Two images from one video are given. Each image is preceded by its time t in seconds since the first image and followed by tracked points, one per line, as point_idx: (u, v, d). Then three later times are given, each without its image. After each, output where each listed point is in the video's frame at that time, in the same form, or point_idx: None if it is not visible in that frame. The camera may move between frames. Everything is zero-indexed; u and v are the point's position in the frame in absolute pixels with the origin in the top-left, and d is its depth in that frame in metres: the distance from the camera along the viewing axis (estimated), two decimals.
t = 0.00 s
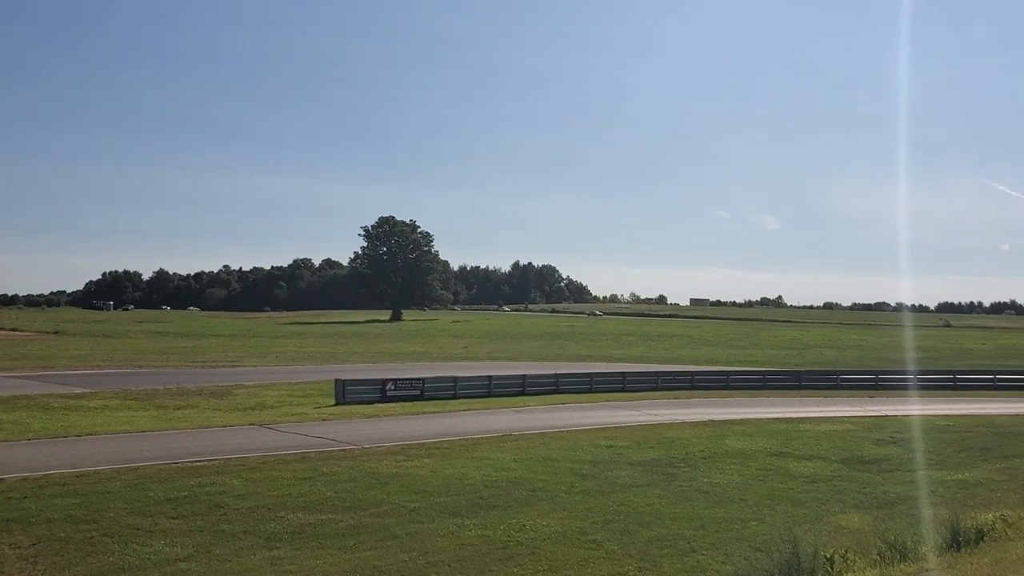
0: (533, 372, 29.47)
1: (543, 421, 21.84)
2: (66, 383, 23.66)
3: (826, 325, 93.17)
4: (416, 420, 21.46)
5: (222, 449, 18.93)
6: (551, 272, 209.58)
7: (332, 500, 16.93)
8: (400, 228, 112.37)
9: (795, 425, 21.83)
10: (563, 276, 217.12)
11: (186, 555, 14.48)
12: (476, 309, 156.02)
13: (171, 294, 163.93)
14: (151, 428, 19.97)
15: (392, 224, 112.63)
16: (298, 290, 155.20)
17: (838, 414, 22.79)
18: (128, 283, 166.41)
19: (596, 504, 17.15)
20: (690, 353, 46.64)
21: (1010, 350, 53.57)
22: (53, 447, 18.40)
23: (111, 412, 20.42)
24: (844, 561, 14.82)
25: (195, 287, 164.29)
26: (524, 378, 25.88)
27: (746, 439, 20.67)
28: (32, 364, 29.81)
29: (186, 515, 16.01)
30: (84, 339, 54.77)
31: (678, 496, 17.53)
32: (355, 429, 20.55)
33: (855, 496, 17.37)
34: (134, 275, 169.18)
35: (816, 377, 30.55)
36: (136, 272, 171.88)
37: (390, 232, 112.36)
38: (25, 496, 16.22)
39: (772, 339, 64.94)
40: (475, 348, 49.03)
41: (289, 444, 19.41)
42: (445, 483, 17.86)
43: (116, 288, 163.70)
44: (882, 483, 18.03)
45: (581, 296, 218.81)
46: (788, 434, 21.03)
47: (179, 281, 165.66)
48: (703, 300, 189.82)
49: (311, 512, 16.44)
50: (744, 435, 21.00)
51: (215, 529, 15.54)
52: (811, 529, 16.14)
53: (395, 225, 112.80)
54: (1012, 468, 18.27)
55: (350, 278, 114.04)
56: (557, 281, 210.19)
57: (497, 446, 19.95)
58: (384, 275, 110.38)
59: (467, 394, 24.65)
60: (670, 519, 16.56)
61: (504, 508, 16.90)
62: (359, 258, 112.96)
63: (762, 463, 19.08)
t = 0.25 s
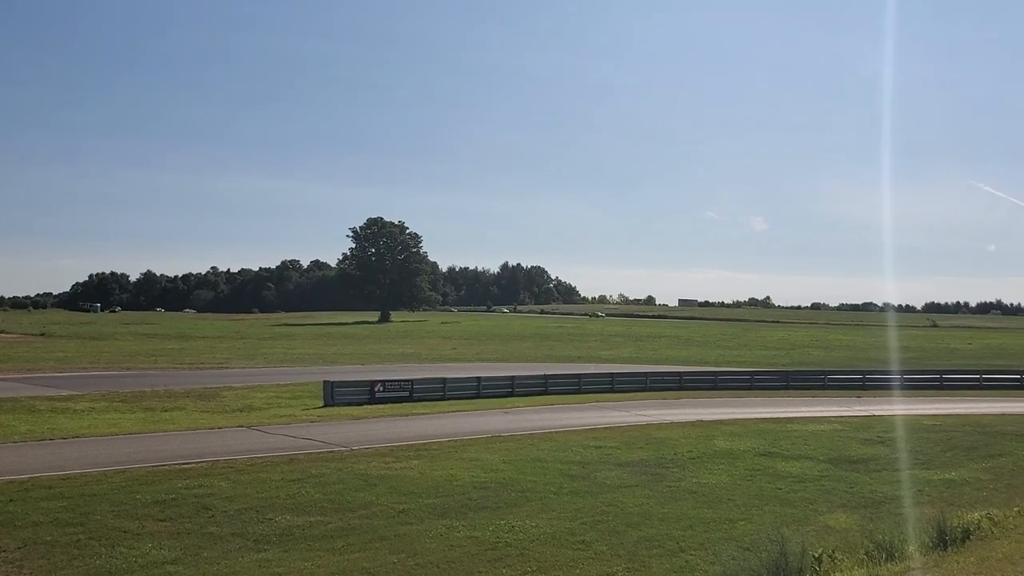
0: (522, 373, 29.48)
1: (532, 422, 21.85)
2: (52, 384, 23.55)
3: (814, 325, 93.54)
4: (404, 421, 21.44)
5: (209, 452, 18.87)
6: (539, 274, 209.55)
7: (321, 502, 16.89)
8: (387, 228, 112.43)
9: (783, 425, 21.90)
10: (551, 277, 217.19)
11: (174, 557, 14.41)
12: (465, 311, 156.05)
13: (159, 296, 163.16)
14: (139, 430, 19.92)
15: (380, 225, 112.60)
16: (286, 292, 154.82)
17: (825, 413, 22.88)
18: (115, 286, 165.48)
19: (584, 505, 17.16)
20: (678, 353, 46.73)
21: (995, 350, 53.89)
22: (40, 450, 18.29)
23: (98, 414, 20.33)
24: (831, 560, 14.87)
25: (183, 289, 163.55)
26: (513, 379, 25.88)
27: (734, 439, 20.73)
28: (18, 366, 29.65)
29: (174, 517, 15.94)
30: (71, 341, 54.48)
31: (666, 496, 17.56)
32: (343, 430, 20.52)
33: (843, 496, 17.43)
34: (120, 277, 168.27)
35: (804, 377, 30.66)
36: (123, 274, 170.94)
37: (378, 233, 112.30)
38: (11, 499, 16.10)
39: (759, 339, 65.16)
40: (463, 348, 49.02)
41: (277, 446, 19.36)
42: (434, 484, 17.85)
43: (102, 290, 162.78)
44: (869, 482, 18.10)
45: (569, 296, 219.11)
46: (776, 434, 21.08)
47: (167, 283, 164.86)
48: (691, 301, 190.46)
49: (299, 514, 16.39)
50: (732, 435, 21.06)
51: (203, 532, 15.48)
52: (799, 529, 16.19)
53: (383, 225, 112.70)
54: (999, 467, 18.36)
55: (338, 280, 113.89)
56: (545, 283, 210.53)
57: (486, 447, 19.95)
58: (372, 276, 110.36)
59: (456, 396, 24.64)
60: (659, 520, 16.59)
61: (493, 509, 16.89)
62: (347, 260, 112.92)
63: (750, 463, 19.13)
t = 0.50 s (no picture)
0: (510, 376, 29.48)
1: (520, 425, 21.85)
2: (36, 389, 23.41)
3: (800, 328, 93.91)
4: (392, 425, 21.41)
5: (196, 456, 18.78)
6: (528, 276, 209.55)
7: (307, 506, 16.83)
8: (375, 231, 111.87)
9: (770, 427, 21.95)
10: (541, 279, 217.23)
11: (159, 562, 14.32)
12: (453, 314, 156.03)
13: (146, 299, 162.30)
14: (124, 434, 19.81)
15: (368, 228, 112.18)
16: (274, 295, 154.40)
17: (812, 416, 22.95)
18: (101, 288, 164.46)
19: (572, 508, 17.16)
20: (666, 356, 46.80)
21: (980, 352, 54.20)
22: (24, 455, 18.16)
23: (83, 418, 20.21)
24: (818, 562, 14.91)
25: (170, 292, 162.73)
26: (501, 382, 25.87)
27: (721, 442, 20.76)
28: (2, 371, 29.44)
29: (160, 522, 15.85)
30: (55, 345, 54.08)
31: (654, 499, 17.58)
32: (330, 434, 20.46)
33: (830, 498, 17.48)
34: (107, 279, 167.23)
35: (791, 380, 30.75)
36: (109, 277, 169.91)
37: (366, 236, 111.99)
38: None
39: (746, 342, 65.38)
40: (451, 352, 48.94)
41: (264, 450, 19.30)
42: (421, 487, 17.82)
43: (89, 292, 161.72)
44: (856, 484, 18.16)
45: (558, 298, 219.32)
46: (763, 436, 21.14)
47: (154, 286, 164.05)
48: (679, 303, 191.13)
49: (286, 518, 16.33)
50: (719, 437, 21.09)
51: (189, 536, 15.40)
52: (786, 531, 16.23)
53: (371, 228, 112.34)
54: (984, 469, 18.46)
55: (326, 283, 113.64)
56: (534, 285, 210.75)
57: (474, 451, 19.92)
58: (360, 279, 110.20)
59: (444, 399, 24.61)
60: (646, 522, 16.60)
61: (481, 512, 16.87)
62: (336, 262, 112.73)
63: (737, 466, 19.17)
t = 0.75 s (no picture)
0: (501, 378, 29.47)
1: (510, 428, 21.85)
2: (24, 392, 23.29)
3: (789, 329, 94.23)
4: (382, 428, 21.38)
5: (186, 459, 18.72)
6: (519, 278, 209.47)
7: (298, 509, 16.79)
8: (365, 233, 112.10)
9: (760, 429, 21.99)
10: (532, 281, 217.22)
11: (149, 566, 14.26)
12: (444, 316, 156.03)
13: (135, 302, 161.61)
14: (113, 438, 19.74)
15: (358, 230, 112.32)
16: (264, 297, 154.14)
17: (802, 417, 23.00)
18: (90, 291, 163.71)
19: (563, 510, 17.16)
20: (656, 358, 46.88)
21: (968, 353, 54.46)
22: (12, 459, 18.05)
23: (72, 422, 20.13)
24: (808, 564, 14.93)
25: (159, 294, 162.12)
26: (492, 385, 25.87)
27: (711, 443, 20.80)
28: None
29: (149, 526, 15.77)
30: (44, 348, 53.84)
31: (644, 501, 17.59)
32: (320, 437, 20.44)
33: (820, 499, 17.52)
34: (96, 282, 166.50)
35: (781, 382, 30.82)
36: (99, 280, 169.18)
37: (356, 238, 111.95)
38: None
39: (736, 343, 65.52)
40: (441, 354, 48.88)
41: (254, 453, 19.26)
42: (412, 490, 17.80)
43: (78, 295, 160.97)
44: (846, 485, 18.21)
45: (549, 300, 219.37)
46: (753, 438, 21.19)
47: (143, 288, 163.40)
48: (669, 305, 191.42)
49: (276, 521, 16.28)
50: (709, 439, 21.13)
51: (179, 540, 15.33)
52: (776, 533, 16.26)
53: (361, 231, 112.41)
54: (973, 469, 18.54)
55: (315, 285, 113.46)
56: (525, 287, 210.94)
57: (464, 453, 19.91)
58: (349, 282, 110.13)
59: (434, 402, 24.59)
60: (637, 524, 16.61)
61: (471, 515, 16.85)
62: (325, 265, 112.63)
63: (727, 467, 19.21)
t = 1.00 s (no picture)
0: (491, 381, 29.47)
1: (499, 430, 21.84)
2: (10, 395, 23.14)
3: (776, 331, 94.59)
4: (370, 431, 21.34)
5: (174, 462, 18.63)
6: (508, 280, 209.38)
7: (286, 512, 16.74)
8: (354, 236, 111.22)
9: (749, 430, 22.05)
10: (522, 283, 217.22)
11: (136, 570, 14.17)
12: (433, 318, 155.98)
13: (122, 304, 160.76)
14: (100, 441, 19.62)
15: (347, 233, 111.36)
16: (252, 300, 153.73)
17: (790, 419, 23.08)
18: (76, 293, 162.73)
19: (552, 512, 17.15)
20: (646, 360, 46.90)
21: (954, 355, 54.77)
22: None
23: (59, 425, 20.01)
24: (796, 565, 14.95)
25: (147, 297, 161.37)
26: (481, 387, 25.86)
27: (700, 445, 20.85)
28: None
29: (137, 529, 15.68)
30: (30, 350, 53.52)
31: (633, 503, 17.61)
32: (309, 440, 20.39)
33: (808, 500, 17.58)
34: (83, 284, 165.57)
35: (769, 383, 30.91)
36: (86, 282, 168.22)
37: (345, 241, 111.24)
38: None
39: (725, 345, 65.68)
40: (430, 357, 48.83)
41: (242, 456, 19.20)
42: (401, 493, 17.76)
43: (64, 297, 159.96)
44: (834, 487, 18.27)
45: (539, 302, 219.37)
46: (741, 439, 21.24)
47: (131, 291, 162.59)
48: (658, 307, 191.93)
49: (264, 524, 16.23)
50: (698, 440, 21.17)
51: (167, 543, 15.25)
52: (764, 534, 16.30)
53: (350, 233, 111.46)
54: (960, 470, 18.64)
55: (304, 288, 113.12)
56: (514, 289, 211.00)
57: (454, 455, 19.89)
58: (337, 284, 109.92)
59: (423, 404, 24.57)
60: (626, 526, 16.63)
61: (460, 517, 16.84)
62: (314, 267, 112.15)
63: (716, 469, 19.24)
